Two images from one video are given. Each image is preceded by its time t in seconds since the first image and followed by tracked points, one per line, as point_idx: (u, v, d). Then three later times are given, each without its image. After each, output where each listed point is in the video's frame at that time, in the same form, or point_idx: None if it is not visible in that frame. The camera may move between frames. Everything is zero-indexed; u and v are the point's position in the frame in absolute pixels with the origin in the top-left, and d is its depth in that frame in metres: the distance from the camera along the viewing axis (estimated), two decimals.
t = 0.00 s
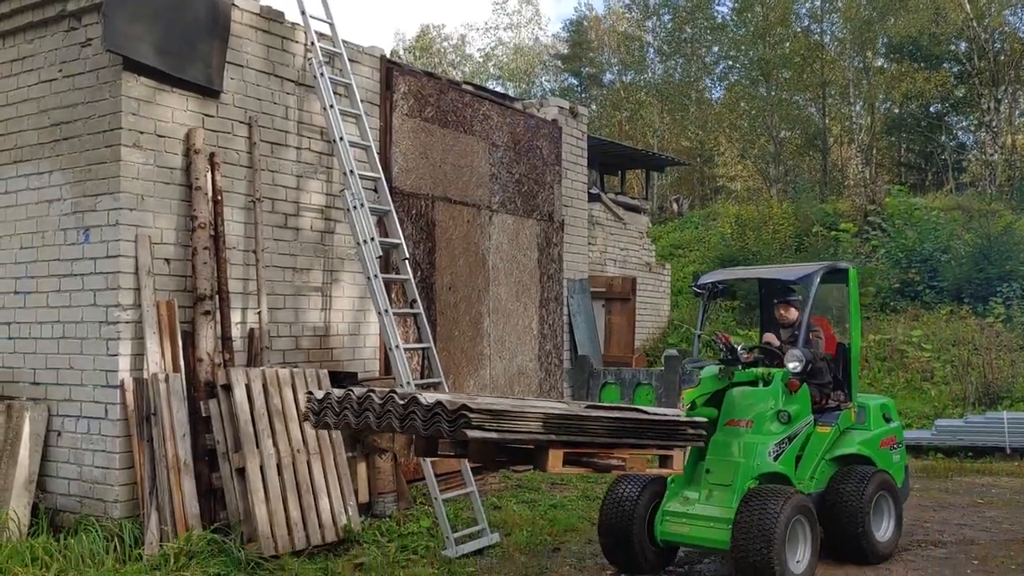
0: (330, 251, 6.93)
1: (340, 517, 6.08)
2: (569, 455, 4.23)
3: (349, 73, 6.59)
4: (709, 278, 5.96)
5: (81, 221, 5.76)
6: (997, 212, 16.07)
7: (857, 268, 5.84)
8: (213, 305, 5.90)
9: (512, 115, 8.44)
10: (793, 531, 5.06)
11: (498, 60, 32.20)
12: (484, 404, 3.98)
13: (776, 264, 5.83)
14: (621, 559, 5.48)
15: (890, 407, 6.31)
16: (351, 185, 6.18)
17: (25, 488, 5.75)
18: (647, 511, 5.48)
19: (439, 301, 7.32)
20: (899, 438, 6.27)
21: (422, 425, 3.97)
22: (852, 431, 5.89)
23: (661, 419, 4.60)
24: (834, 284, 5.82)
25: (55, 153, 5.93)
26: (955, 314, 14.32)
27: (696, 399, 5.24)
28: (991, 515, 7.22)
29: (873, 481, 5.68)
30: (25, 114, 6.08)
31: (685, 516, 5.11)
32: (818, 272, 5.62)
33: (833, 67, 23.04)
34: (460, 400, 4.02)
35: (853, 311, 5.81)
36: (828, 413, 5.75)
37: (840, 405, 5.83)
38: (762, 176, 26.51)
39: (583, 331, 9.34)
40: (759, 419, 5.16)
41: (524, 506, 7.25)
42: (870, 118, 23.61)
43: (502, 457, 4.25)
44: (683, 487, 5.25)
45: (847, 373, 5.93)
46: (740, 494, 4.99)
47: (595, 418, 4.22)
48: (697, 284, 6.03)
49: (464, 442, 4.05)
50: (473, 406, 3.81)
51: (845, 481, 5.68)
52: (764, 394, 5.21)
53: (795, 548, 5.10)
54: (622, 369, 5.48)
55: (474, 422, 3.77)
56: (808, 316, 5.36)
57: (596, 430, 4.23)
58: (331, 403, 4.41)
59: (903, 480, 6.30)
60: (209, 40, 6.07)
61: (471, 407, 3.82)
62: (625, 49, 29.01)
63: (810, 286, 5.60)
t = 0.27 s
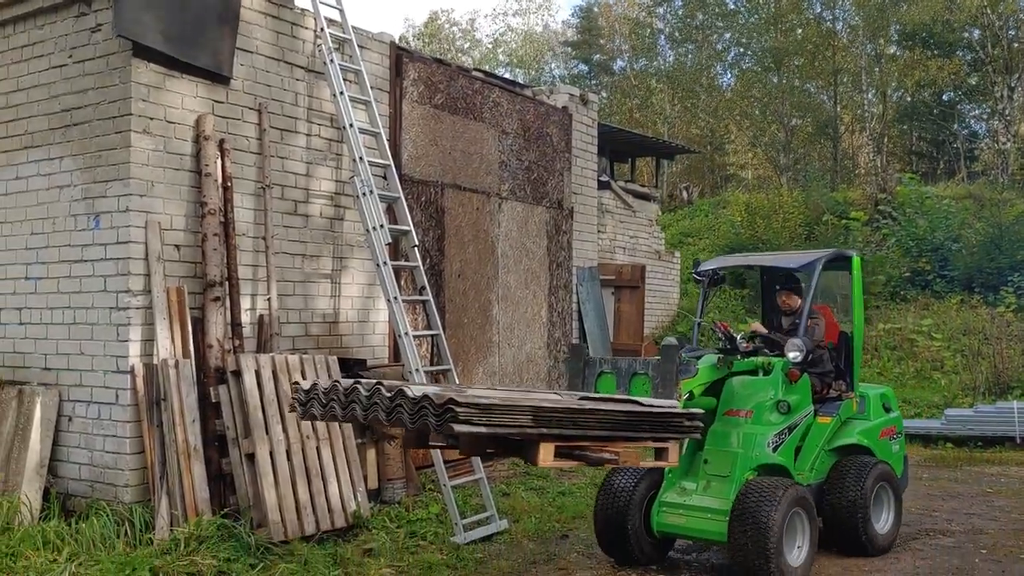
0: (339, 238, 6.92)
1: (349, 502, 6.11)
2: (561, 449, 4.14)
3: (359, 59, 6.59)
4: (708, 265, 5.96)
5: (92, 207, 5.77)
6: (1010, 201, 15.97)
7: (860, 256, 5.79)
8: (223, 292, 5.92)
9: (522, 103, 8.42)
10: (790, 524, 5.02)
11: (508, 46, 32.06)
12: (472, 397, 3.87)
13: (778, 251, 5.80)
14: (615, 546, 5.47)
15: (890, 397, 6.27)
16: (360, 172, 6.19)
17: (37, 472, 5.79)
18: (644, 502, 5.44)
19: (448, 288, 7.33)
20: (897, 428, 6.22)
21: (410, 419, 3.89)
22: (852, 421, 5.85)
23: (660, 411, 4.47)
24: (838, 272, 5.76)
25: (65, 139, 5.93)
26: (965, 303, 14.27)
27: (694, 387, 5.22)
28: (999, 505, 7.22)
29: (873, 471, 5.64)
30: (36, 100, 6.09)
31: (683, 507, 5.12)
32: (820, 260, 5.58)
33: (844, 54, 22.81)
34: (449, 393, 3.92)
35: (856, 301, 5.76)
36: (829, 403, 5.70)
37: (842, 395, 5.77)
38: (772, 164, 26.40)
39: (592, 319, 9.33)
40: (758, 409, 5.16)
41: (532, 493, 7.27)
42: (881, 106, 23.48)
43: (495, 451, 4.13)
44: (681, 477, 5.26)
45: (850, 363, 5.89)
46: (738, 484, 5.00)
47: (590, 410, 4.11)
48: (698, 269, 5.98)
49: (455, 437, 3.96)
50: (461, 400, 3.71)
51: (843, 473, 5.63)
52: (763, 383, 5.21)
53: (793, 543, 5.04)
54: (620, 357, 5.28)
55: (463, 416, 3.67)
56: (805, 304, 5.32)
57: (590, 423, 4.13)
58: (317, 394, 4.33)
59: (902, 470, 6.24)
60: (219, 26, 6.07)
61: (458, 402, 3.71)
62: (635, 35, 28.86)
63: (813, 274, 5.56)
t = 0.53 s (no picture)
0: (350, 228, 6.92)
1: (359, 492, 6.13)
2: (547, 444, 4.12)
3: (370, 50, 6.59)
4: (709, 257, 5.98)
5: (103, 197, 5.78)
6: None
7: (866, 247, 5.84)
8: (233, 282, 5.93)
9: (533, 93, 8.40)
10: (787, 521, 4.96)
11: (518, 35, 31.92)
12: (453, 392, 3.86)
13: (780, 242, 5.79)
14: (612, 541, 5.37)
15: (890, 389, 6.20)
16: (370, 162, 6.18)
17: (49, 460, 5.82)
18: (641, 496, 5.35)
19: (457, 279, 7.32)
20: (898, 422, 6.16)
21: (391, 415, 3.86)
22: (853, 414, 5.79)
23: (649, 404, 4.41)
24: (841, 263, 5.78)
25: (77, 128, 5.95)
26: (977, 296, 14.19)
27: (691, 381, 5.14)
28: (1011, 498, 7.20)
29: (873, 466, 5.58)
30: (47, 89, 6.10)
31: (679, 502, 5.06)
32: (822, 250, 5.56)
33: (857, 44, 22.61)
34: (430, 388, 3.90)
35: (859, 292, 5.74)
36: (831, 396, 5.67)
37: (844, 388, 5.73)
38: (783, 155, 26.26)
39: (603, 309, 9.32)
40: (758, 402, 5.09)
41: (541, 484, 7.28)
42: (894, 97, 23.30)
43: (480, 444, 4.14)
44: (678, 472, 5.20)
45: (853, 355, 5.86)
46: (736, 479, 4.93)
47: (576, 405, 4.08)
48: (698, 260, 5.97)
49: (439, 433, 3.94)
50: (439, 397, 3.70)
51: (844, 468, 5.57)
52: (763, 376, 5.15)
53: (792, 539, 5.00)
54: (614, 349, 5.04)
55: (440, 413, 3.66)
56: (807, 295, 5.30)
57: (576, 417, 4.10)
58: (301, 389, 4.29)
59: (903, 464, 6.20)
60: (230, 16, 6.07)
61: (436, 398, 3.69)
62: (647, 25, 28.71)
63: (814, 264, 5.55)
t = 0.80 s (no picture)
0: (361, 219, 6.92)
1: (370, 482, 6.16)
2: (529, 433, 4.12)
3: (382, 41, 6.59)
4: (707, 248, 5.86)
5: (116, 187, 5.80)
6: None
7: (867, 239, 5.81)
8: (246, 273, 5.95)
9: (545, 84, 8.37)
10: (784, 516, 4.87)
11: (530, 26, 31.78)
12: (428, 377, 3.85)
13: (779, 233, 5.71)
14: (608, 537, 5.26)
15: (888, 383, 6.14)
16: (383, 153, 6.19)
17: (63, 449, 5.86)
18: (639, 491, 5.25)
19: (469, 270, 7.33)
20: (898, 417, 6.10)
21: (366, 401, 3.87)
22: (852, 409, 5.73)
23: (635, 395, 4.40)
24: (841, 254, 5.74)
25: (90, 119, 5.96)
26: (992, 288, 14.10)
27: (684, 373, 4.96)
28: None
29: (875, 459, 5.51)
30: (61, 80, 6.12)
31: (677, 498, 5.02)
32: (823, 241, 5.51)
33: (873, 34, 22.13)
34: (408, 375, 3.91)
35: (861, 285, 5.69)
36: (833, 390, 5.61)
37: (845, 383, 5.67)
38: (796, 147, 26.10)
39: (614, 300, 9.30)
40: (755, 396, 5.06)
41: (553, 475, 7.28)
42: (909, 88, 23.07)
43: (462, 433, 4.16)
44: (676, 467, 5.16)
45: (855, 348, 5.80)
46: (733, 474, 4.90)
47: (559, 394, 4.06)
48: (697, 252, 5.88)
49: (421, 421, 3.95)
50: (413, 382, 3.71)
51: (845, 462, 5.50)
52: (761, 369, 5.12)
53: (789, 535, 4.89)
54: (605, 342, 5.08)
55: (413, 398, 3.68)
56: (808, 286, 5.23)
57: (558, 407, 4.07)
58: (280, 377, 4.30)
59: (903, 457, 6.15)
60: (242, 7, 6.07)
61: (411, 384, 3.71)
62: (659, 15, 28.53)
63: (813, 257, 5.48)
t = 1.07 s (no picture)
0: (373, 210, 6.93)
1: (381, 473, 6.20)
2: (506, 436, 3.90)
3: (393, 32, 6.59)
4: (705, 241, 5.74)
5: (129, 178, 5.82)
6: None
7: (871, 229, 5.64)
8: (257, 264, 5.96)
9: (557, 75, 8.36)
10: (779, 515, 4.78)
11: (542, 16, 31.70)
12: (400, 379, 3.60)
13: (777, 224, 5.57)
14: (604, 535, 5.16)
15: (891, 376, 6.03)
16: (394, 144, 6.20)
17: (77, 439, 5.90)
18: (635, 489, 5.12)
19: (480, 262, 7.33)
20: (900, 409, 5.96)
21: (335, 405, 3.65)
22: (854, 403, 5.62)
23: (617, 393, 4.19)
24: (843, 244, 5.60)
25: (103, 110, 5.98)
26: (1006, 281, 14.02)
27: (675, 369, 4.89)
28: None
29: (876, 455, 5.40)
30: (74, 71, 6.13)
31: (671, 495, 4.89)
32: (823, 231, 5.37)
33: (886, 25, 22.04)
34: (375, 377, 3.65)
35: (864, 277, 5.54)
36: (835, 384, 5.46)
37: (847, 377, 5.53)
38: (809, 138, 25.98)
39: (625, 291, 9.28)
40: (752, 391, 4.90)
41: (563, 466, 7.29)
42: (923, 79, 22.89)
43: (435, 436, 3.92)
44: (671, 463, 5.02)
45: (859, 340, 5.62)
46: (728, 471, 4.74)
47: (538, 394, 3.84)
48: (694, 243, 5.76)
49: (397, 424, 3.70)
50: (381, 385, 3.44)
51: (845, 458, 5.40)
52: (759, 363, 4.96)
53: (786, 533, 4.82)
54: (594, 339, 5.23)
55: (382, 403, 3.42)
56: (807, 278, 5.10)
57: (536, 408, 3.86)
58: (254, 379, 4.14)
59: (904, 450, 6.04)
60: None
61: (379, 387, 3.44)
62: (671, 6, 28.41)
63: (812, 247, 5.33)
